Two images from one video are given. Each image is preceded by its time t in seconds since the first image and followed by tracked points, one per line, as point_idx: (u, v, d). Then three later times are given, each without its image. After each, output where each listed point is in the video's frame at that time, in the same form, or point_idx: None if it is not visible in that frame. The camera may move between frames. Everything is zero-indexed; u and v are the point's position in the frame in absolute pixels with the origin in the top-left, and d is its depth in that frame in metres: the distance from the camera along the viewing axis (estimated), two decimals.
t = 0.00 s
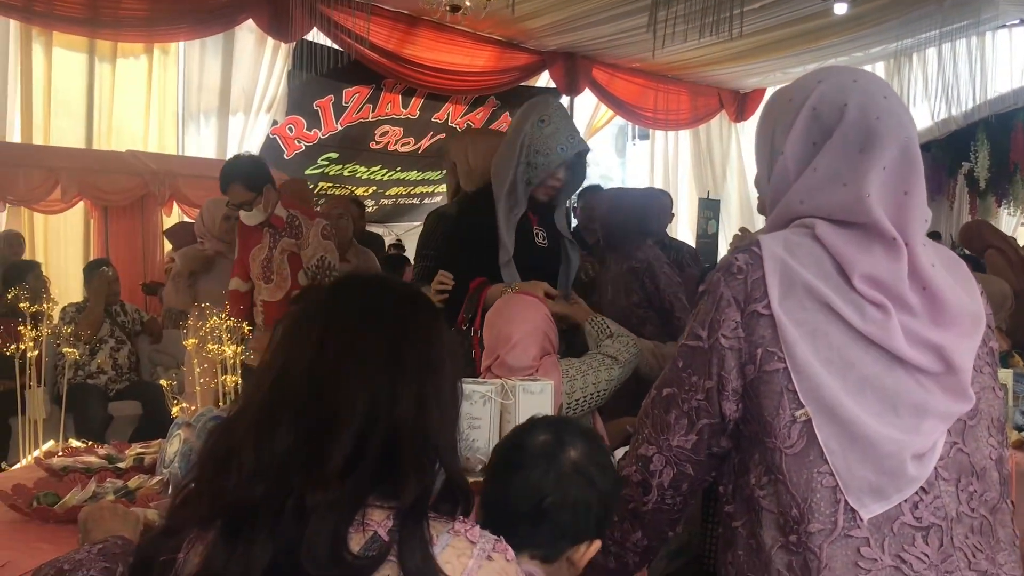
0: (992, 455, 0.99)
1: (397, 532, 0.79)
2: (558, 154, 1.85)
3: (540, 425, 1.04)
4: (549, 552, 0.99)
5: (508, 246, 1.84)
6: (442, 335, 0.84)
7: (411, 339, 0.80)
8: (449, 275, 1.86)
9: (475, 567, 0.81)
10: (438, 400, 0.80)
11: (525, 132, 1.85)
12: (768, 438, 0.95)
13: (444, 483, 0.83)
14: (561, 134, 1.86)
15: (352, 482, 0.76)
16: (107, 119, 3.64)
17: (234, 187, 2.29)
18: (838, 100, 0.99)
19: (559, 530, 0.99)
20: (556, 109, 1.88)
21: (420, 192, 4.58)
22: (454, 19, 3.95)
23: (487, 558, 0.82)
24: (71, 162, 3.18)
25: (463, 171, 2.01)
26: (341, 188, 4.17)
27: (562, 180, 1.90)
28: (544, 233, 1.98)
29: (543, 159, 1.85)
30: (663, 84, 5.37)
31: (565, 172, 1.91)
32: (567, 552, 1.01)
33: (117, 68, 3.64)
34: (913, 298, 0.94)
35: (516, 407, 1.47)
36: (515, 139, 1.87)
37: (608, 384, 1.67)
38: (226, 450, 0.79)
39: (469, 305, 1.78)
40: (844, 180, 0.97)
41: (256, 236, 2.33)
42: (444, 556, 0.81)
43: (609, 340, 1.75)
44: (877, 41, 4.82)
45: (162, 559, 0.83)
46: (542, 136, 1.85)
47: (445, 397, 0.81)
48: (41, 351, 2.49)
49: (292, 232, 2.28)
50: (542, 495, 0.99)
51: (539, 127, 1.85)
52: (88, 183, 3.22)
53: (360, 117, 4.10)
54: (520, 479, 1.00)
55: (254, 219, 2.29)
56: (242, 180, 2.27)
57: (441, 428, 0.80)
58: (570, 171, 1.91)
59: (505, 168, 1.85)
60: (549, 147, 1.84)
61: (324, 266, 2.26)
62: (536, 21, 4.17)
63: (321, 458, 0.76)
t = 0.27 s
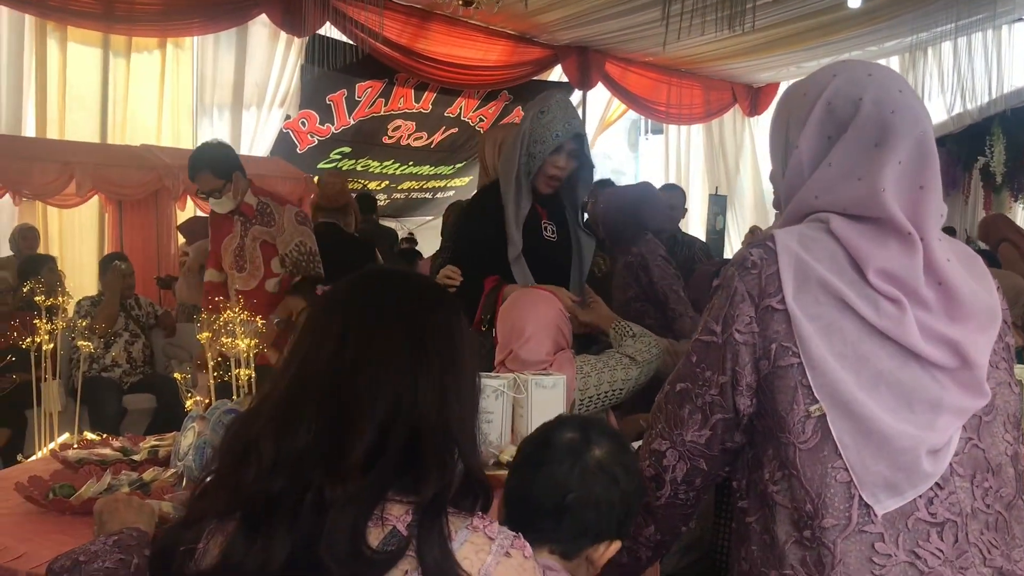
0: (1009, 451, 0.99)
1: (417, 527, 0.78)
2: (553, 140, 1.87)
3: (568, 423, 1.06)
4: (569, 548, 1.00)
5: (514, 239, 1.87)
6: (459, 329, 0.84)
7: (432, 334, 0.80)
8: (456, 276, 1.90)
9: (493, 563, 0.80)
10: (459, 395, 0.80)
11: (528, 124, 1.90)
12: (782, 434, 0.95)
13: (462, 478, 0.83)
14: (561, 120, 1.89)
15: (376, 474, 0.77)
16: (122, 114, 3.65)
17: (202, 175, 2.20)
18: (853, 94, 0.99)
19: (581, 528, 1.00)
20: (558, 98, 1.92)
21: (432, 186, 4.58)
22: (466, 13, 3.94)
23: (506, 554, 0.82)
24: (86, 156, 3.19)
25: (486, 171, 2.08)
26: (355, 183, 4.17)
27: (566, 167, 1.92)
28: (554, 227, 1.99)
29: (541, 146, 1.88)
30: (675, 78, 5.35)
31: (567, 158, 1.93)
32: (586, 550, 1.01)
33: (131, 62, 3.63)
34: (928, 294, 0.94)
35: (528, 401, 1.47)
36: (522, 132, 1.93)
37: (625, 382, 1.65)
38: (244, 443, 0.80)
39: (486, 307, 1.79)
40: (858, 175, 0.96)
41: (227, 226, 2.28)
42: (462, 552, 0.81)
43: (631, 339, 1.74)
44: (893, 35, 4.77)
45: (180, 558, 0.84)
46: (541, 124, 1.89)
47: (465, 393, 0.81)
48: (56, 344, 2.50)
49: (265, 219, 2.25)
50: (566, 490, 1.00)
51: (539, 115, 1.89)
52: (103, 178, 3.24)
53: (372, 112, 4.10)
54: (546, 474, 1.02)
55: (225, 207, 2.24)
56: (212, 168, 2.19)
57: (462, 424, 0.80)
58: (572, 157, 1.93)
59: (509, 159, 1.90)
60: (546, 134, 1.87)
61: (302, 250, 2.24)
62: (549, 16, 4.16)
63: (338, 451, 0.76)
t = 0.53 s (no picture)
0: None
1: (432, 517, 0.79)
2: (560, 123, 1.93)
3: (587, 416, 1.06)
4: (585, 541, 1.00)
5: (527, 228, 1.90)
6: (476, 320, 0.84)
7: (450, 323, 0.81)
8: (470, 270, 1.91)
9: (509, 554, 0.81)
10: (475, 385, 0.81)
11: (531, 117, 1.95)
12: (796, 425, 0.95)
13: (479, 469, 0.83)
14: (563, 104, 1.94)
15: (391, 465, 0.76)
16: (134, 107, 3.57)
17: (189, 158, 2.22)
18: (870, 85, 0.99)
19: (596, 522, 1.01)
20: (558, 86, 1.98)
21: (443, 180, 4.57)
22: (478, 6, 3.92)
23: (521, 544, 0.82)
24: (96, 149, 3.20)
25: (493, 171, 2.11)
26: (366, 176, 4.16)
27: (574, 150, 1.97)
28: (564, 219, 2.02)
29: (547, 131, 1.93)
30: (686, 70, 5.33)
31: (574, 141, 1.98)
32: (602, 544, 1.01)
33: (143, 57, 3.56)
34: (944, 285, 0.93)
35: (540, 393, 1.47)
36: (527, 124, 1.97)
37: (640, 381, 1.68)
38: (261, 434, 0.80)
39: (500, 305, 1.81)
40: (875, 167, 0.96)
41: (212, 208, 2.31)
42: (478, 542, 0.81)
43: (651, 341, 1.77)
44: (908, 27, 4.72)
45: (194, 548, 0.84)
46: (545, 111, 1.94)
47: (480, 384, 0.81)
48: (69, 336, 2.51)
49: (250, 203, 2.29)
50: (584, 484, 1.01)
51: (541, 104, 1.95)
52: (116, 172, 3.25)
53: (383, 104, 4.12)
54: (563, 468, 1.02)
55: (211, 190, 2.27)
56: (199, 152, 2.20)
57: (477, 416, 0.81)
58: (578, 140, 1.98)
59: (518, 149, 1.94)
60: (551, 119, 1.92)
61: (286, 235, 2.27)
62: (560, 8, 4.13)
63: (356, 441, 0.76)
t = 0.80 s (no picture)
0: None
1: (444, 503, 0.79)
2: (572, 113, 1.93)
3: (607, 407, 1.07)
4: (601, 530, 1.01)
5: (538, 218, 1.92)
6: (488, 310, 0.84)
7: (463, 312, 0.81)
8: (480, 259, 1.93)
9: (521, 541, 0.81)
10: (487, 374, 0.81)
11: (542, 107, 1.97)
12: (809, 414, 0.95)
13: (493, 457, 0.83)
14: (575, 93, 1.95)
15: (402, 455, 0.77)
16: (147, 98, 3.58)
17: (190, 147, 2.35)
18: (885, 73, 0.98)
19: (614, 512, 1.01)
20: (569, 75, 1.99)
21: (454, 171, 4.60)
22: None
23: (534, 531, 0.82)
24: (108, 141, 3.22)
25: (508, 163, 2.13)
26: (377, 167, 4.20)
27: (587, 139, 1.98)
28: (578, 209, 2.03)
29: (559, 120, 1.94)
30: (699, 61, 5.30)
31: (588, 131, 1.98)
32: (618, 534, 1.02)
33: (156, 49, 3.56)
34: (960, 274, 0.93)
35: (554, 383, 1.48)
36: (539, 114, 1.99)
37: (657, 383, 1.63)
38: (276, 422, 0.80)
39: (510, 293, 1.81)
40: (890, 156, 0.96)
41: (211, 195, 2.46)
42: (491, 528, 0.81)
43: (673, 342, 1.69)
44: (923, 18, 4.68)
45: (208, 537, 0.85)
46: (557, 101, 1.95)
47: (493, 373, 0.82)
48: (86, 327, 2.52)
49: (249, 190, 2.41)
50: (602, 473, 1.01)
51: (552, 94, 1.97)
52: (128, 163, 3.27)
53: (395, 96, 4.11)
54: (580, 458, 1.03)
55: (210, 177, 2.41)
56: (200, 141, 2.34)
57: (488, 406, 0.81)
58: (592, 129, 1.98)
59: (530, 140, 1.97)
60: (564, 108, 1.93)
61: (284, 223, 2.36)
62: None
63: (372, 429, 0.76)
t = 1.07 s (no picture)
0: None
1: (461, 486, 0.80)
2: (584, 96, 1.94)
3: (623, 395, 1.08)
4: (617, 518, 1.01)
5: (550, 205, 1.90)
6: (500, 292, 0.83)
7: (479, 296, 0.80)
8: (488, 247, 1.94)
9: (536, 522, 0.81)
10: (505, 359, 0.81)
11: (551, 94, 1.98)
12: (824, 400, 0.96)
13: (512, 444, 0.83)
14: (583, 79, 1.96)
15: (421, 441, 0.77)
16: (160, 88, 3.58)
17: (188, 132, 2.36)
18: (902, 58, 0.97)
19: (629, 500, 1.01)
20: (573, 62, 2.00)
21: (468, 160, 4.57)
22: None
23: (548, 513, 0.82)
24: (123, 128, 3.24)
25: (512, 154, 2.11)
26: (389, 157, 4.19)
27: (602, 121, 1.98)
28: (587, 197, 2.00)
29: (571, 106, 1.95)
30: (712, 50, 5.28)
31: (599, 116, 1.99)
32: (634, 522, 1.02)
33: (169, 38, 3.55)
34: (977, 261, 0.92)
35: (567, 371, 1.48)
36: (547, 102, 1.99)
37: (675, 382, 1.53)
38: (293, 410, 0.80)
39: (513, 279, 1.81)
40: (907, 142, 0.95)
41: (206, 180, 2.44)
42: (506, 510, 0.81)
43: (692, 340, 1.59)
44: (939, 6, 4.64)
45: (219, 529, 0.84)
46: (566, 86, 1.96)
47: (506, 359, 0.81)
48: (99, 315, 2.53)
49: (246, 176, 2.41)
50: (619, 461, 1.01)
51: (559, 80, 1.97)
52: (141, 152, 3.27)
53: (408, 85, 4.11)
54: (597, 445, 1.03)
55: (208, 164, 2.40)
56: (199, 125, 2.34)
57: (503, 393, 0.81)
58: (603, 113, 1.99)
59: (541, 127, 1.97)
60: (575, 92, 1.94)
61: (279, 211, 2.44)
62: None
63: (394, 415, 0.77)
